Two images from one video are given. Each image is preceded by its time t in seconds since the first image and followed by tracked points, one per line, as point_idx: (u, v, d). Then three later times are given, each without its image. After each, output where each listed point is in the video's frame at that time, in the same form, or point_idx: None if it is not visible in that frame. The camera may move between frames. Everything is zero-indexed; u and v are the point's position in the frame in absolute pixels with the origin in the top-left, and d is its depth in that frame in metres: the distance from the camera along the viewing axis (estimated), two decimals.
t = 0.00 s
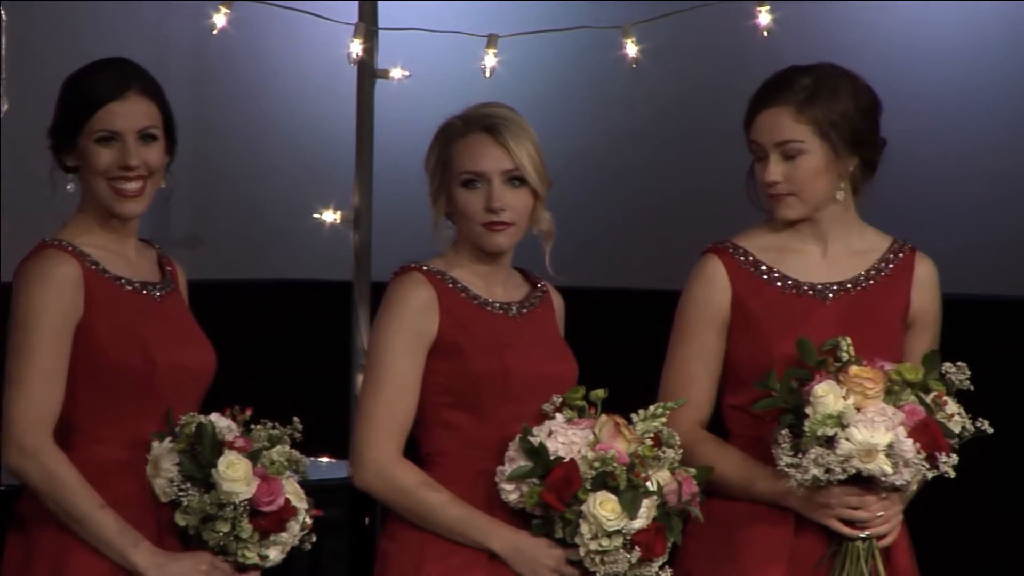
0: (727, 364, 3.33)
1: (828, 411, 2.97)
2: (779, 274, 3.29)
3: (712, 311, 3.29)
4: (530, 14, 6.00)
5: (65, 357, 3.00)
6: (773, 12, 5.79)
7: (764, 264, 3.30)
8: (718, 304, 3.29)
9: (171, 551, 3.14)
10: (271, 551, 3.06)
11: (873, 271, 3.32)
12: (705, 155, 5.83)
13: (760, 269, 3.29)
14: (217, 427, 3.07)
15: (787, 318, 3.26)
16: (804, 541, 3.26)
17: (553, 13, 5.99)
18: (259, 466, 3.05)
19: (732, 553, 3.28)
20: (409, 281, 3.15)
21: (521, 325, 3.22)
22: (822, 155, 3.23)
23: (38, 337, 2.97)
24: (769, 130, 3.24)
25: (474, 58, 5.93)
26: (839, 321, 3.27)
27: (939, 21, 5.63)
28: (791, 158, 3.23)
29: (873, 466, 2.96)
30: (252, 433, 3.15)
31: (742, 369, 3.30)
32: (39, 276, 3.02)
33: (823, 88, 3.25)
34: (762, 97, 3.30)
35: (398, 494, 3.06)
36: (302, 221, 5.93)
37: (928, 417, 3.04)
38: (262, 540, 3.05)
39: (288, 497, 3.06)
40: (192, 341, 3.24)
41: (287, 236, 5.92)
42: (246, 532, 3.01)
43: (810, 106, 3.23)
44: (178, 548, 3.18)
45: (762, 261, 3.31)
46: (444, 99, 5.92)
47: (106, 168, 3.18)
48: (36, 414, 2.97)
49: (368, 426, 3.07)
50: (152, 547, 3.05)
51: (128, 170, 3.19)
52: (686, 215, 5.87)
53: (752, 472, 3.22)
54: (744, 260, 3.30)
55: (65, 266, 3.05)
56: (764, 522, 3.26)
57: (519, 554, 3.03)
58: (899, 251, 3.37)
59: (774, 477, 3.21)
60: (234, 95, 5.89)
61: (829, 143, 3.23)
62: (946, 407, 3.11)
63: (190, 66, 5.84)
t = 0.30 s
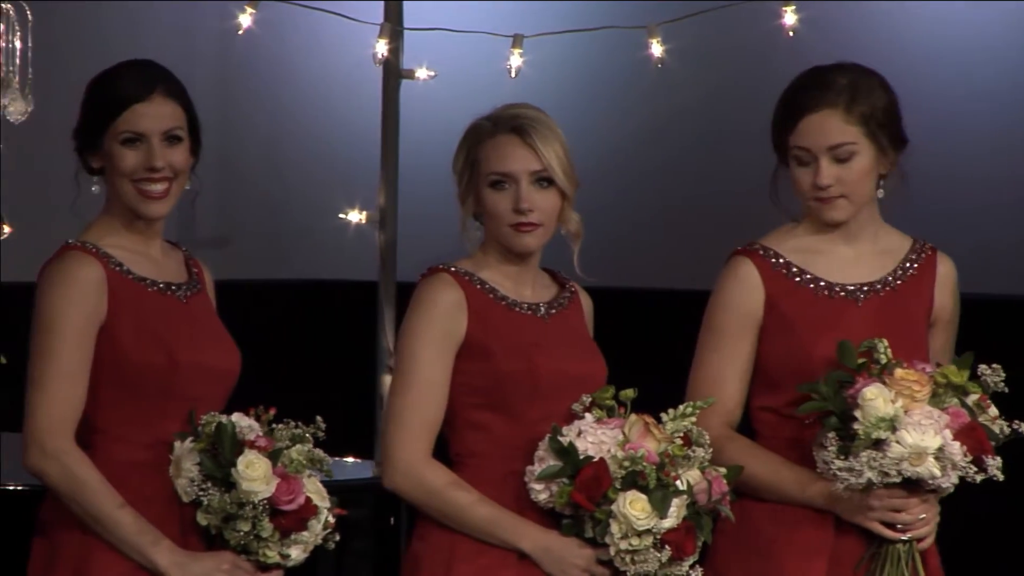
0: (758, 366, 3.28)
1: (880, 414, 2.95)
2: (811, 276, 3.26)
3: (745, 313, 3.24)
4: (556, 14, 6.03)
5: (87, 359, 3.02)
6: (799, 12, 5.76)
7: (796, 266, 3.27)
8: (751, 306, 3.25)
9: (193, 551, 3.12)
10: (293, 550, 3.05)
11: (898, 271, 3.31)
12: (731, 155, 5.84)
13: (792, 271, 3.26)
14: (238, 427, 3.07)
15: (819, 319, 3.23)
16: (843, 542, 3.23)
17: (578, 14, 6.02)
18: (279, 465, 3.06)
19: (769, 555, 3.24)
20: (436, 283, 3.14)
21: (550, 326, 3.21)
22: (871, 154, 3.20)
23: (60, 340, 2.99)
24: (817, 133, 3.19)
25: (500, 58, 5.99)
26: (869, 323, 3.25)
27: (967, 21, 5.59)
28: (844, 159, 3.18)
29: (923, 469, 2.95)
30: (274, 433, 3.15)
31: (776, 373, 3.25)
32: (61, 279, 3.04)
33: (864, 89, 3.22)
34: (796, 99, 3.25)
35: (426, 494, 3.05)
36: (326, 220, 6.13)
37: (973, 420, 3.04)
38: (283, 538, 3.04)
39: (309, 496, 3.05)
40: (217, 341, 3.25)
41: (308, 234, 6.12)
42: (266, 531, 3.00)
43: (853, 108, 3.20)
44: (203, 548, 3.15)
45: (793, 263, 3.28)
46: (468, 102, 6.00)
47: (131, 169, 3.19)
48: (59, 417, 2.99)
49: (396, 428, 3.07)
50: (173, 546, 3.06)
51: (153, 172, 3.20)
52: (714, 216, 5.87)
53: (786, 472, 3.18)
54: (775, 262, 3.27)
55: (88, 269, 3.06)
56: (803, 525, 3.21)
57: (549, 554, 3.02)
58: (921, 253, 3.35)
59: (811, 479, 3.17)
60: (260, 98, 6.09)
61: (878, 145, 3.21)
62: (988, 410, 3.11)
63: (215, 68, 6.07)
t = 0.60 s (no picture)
0: (790, 369, 3.22)
1: (918, 417, 2.92)
2: (842, 278, 3.20)
3: (779, 316, 3.18)
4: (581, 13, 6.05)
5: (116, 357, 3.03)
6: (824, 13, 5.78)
7: (827, 268, 3.20)
8: (785, 309, 3.18)
9: (225, 548, 3.16)
10: (323, 546, 3.04)
11: (925, 272, 3.26)
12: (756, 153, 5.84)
13: (824, 274, 3.20)
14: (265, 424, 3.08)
15: (851, 321, 3.18)
16: (883, 544, 3.19)
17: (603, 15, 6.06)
18: (308, 461, 3.05)
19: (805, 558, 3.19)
20: (466, 283, 3.12)
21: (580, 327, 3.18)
22: (914, 156, 3.19)
23: (90, 339, 3.00)
24: (865, 132, 3.15)
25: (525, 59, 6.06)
26: (903, 323, 3.20)
27: (990, 20, 5.59)
28: (892, 159, 3.15)
29: (962, 470, 2.94)
30: (301, 429, 3.15)
31: (809, 376, 3.18)
32: (90, 276, 3.04)
33: (906, 90, 3.20)
34: (839, 96, 3.20)
35: (459, 496, 3.04)
36: (353, 222, 6.16)
37: (1008, 418, 3.03)
38: (314, 534, 3.04)
39: (338, 491, 3.04)
40: (245, 340, 3.26)
41: (334, 235, 6.15)
42: (297, 527, 3.00)
43: (898, 107, 3.18)
44: (233, 544, 3.19)
45: (824, 265, 3.21)
46: (490, 100, 6.09)
47: (158, 168, 3.20)
48: (88, 415, 3.00)
49: (428, 430, 3.05)
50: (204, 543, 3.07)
51: (180, 170, 3.21)
52: (740, 214, 5.87)
53: (821, 474, 3.14)
54: (807, 264, 3.20)
55: (117, 269, 3.07)
56: (838, 527, 3.17)
57: (582, 555, 2.98)
58: (938, 254, 3.30)
59: (847, 480, 3.13)
60: (286, 99, 6.13)
61: (917, 145, 3.20)
62: None
63: (240, 69, 6.12)
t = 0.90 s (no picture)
0: (818, 372, 3.17)
1: (963, 416, 2.90)
2: (870, 278, 3.16)
3: (809, 317, 3.14)
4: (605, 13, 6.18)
5: (149, 360, 2.99)
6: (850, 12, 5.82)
7: (855, 269, 3.16)
8: (815, 311, 3.14)
9: (261, 549, 3.13)
10: (361, 546, 3.00)
11: (950, 272, 3.22)
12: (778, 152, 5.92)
13: (852, 274, 3.15)
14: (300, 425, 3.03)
15: (879, 322, 3.13)
16: (915, 543, 3.16)
17: (629, 15, 6.17)
18: (346, 461, 3.01)
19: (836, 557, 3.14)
20: (498, 285, 3.07)
21: (614, 328, 3.12)
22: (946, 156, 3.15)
23: (122, 344, 2.96)
24: (904, 128, 3.09)
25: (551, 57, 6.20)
26: (932, 325, 3.16)
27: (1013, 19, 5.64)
28: (929, 157, 3.10)
29: (1003, 470, 2.92)
30: (336, 429, 3.10)
31: (840, 378, 3.14)
32: (121, 281, 3.00)
33: (940, 89, 3.16)
34: (875, 91, 3.13)
35: (496, 498, 2.98)
36: (378, 221, 6.21)
37: None
38: (351, 534, 3.00)
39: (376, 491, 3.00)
40: (274, 341, 3.21)
41: (360, 233, 6.21)
42: (335, 528, 2.96)
43: (934, 105, 3.13)
44: (269, 547, 3.16)
45: (852, 266, 3.17)
46: (516, 98, 6.23)
47: (187, 169, 3.16)
48: (122, 421, 2.95)
49: (460, 432, 3.01)
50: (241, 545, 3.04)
51: (209, 170, 3.16)
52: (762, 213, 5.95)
53: (858, 475, 3.09)
54: (834, 266, 3.16)
55: (149, 272, 3.03)
56: (873, 527, 3.12)
57: (619, 557, 2.93)
58: (961, 255, 3.26)
59: (884, 481, 3.09)
60: (311, 99, 6.18)
61: (950, 144, 3.16)
62: None
63: (265, 68, 6.18)
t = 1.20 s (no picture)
0: (846, 373, 3.15)
1: (989, 405, 2.89)
2: (896, 279, 3.14)
3: (838, 319, 3.11)
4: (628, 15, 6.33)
5: (187, 363, 2.94)
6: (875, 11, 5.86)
7: (882, 270, 3.14)
8: (843, 312, 3.12)
9: (304, 548, 3.05)
10: (402, 543, 2.92)
11: (976, 272, 3.19)
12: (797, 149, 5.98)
13: (879, 275, 3.13)
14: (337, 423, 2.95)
15: (907, 323, 3.11)
16: (945, 541, 3.14)
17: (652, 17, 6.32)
18: (384, 458, 2.92)
19: (871, 562, 3.11)
20: (530, 284, 3.04)
21: (645, 327, 3.10)
22: (973, 156, 3.13)
23: (160, 348, 2.91)
24: (934, 127, 3.07)
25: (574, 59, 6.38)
26: (958, 325, 3.14)
27: None
28: (958, 157, 3.08)
29: None
30: (372, 425, 3.01)
31: (870, 378, 3.12)
32: (159, 285, 2.94)
33: (970, 90, 3.14)
34: (905, 91, 3.11)
35: (528, 499, 2.96)
36: (404, 221, 6.45)
37: None
38: (392, 531, 2.91)
39: (415, 487, 2.91)
40: (310, 342, 3.15)
41: (387, 233, 6.45)
42: (376, 525, 2.87)
43: (964, 104, 3.11)
44: (311, 544, 3.08)
45: (879, 267, 3.14)
46: (541, 98, 6.41)
47: (221, 169, 3.10)
48: (160, 426, 2.90)
49: (493, 431, 2.97)
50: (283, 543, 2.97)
51: (242, 170, 3.11)
52: (786, 211, 5.97)
53: (886, 474, 3.08)
54: (862, 267, 3.13)
55: (185, 275, 2.97)
56: (904, 527, 3.11)
57: (652, 556, 2.92)
58: (988, 254, 3.23)
59: (912, 481, 3.08)
60: (336, 99, 6.45)
61: (977, 145, 3.14)
62: None
63: (291, 69, 6.43)
